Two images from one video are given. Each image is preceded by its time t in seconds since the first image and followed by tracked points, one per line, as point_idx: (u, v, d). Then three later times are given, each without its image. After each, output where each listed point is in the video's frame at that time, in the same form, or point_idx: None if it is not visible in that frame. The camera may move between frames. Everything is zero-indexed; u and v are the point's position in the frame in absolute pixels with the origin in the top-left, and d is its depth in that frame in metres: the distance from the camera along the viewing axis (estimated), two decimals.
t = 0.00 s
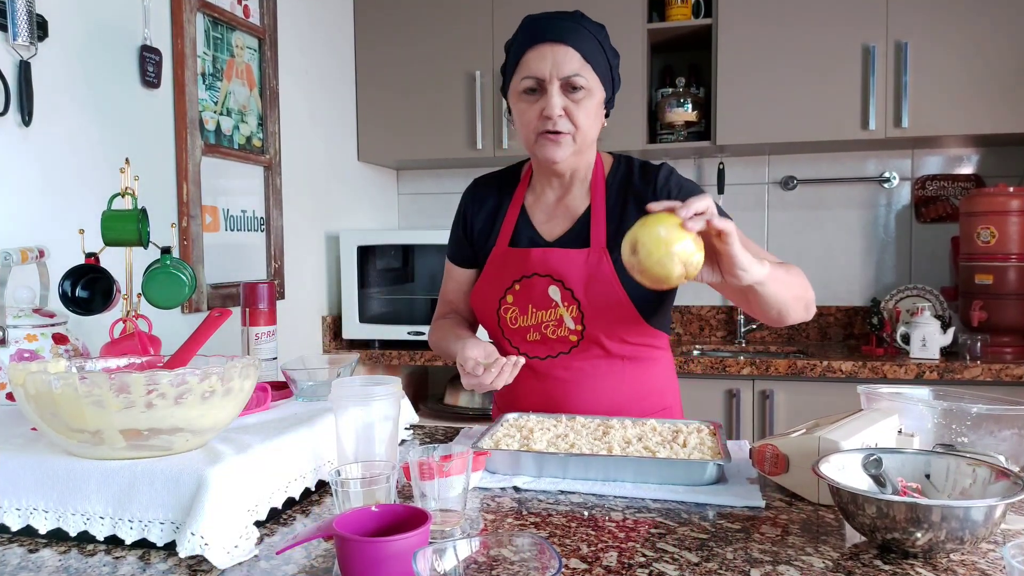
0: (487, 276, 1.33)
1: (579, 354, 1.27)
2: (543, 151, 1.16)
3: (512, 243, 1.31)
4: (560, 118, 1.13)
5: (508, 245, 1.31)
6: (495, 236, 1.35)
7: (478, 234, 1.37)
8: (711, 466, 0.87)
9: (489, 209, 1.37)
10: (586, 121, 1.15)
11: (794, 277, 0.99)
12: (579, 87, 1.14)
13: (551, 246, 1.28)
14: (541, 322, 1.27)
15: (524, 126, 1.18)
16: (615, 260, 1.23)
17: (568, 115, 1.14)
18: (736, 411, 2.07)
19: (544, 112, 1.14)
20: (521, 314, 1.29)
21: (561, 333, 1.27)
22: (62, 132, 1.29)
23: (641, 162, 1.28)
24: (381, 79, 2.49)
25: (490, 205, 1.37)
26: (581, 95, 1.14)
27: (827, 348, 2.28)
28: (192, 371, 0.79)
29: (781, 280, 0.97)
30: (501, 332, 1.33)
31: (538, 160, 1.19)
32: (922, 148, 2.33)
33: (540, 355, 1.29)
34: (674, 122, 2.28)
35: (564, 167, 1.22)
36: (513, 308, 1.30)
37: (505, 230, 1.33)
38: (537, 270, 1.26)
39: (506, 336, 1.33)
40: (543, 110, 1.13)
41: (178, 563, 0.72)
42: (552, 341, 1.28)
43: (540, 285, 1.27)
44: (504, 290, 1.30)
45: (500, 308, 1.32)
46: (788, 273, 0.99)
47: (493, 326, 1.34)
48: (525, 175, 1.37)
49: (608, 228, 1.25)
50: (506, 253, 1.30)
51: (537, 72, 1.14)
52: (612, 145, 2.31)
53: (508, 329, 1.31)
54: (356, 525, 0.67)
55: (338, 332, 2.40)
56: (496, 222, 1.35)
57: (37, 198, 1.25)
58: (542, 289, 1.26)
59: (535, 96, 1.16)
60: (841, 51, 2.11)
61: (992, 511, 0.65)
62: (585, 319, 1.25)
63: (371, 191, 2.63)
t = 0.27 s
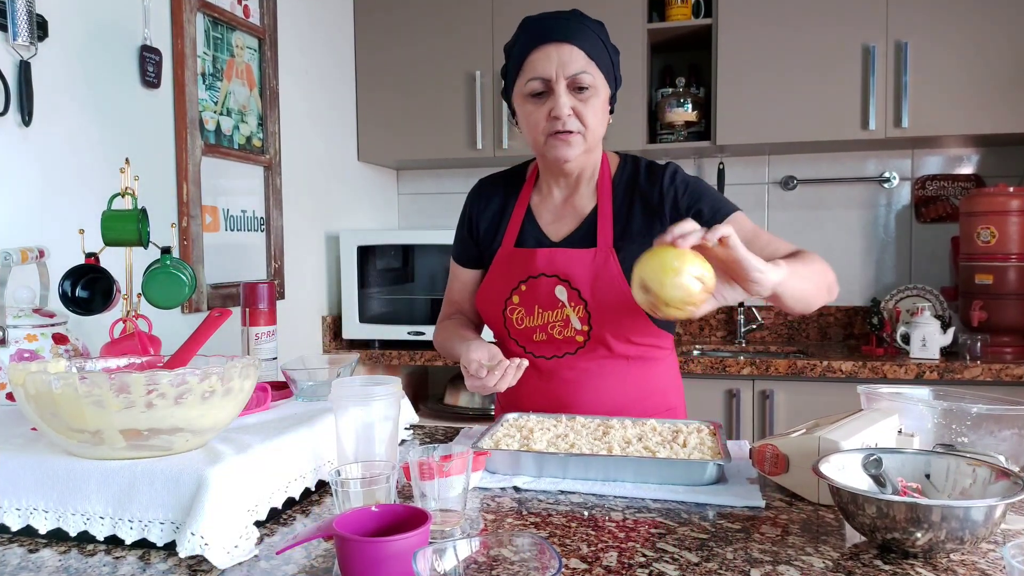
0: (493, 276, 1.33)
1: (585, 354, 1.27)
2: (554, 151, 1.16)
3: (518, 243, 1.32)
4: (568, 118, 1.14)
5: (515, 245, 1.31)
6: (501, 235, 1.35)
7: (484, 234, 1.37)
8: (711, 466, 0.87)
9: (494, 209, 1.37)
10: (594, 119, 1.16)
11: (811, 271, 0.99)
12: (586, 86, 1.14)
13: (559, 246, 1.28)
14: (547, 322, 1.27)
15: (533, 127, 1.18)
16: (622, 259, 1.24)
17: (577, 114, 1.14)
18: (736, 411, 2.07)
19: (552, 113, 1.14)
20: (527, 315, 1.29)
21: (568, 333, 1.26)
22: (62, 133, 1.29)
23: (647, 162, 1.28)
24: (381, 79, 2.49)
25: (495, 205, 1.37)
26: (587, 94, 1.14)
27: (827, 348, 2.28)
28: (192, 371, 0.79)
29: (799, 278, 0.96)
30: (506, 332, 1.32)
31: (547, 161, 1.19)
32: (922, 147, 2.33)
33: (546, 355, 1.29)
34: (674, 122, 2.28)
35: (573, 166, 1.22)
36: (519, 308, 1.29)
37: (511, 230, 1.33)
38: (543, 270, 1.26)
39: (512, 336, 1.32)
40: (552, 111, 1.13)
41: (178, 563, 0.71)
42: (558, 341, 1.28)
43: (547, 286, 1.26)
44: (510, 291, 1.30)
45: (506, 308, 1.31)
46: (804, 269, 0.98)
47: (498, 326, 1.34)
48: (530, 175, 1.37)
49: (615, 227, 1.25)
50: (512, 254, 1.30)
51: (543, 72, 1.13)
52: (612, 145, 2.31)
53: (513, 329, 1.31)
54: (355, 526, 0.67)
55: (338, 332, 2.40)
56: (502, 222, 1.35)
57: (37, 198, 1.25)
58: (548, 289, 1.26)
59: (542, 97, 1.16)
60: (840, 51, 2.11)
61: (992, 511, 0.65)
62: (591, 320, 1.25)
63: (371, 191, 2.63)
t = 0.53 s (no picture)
0: (498, 278, 1.33)
1: (590, 354, 1.27)
2: (554, 153, 1.17)
3: (522, 244, 1.32)
4: (567, 120, 1.14)
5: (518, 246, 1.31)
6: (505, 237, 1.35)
7: (488, 235, 1.37)
8: (711, 466, 0.87)
9: (498, 209, 1.37)
10: (594, 119, 1.15)
11: (836, 259, 0.97)
12: (584, 87, 1.14)
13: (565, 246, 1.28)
14: (552, 323, 1.27)
15: (532, 129, 1.18)
16: (627, 259, 1.23)
17: (575, 116, 1.14)
18: (736, 411, 2.07)
19: (550, 115, 1.14)
20: (533, 316, 1.29)
21: (573, 334, 1.26)
22: (62, 133, 1.29)
23: (652, 161, 1.27)
24: (381, 79, 2.49)
25: (499, 206, 1.37)
26: (586, 94, 1.14)
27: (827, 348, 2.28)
28: (192, 371, 0.79)
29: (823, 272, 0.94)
30: (512, 333, 1.32)
31: (547, 163, 1.20)
32: (922, 147, 2.33)
33: (551, 356, 1.29)
34: (674, 122, 2.28)
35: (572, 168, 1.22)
36: (525, 309, 1.29)
37: (515, 231, 1.33)
38: (548, 271, 1.26)
39: (517, 337, 1.32)
40: (550, 113, 1.13)
41: (178, 563, 0.71)
42: (563, 342, 1.28)
43: (552, 287, 1.26)
44: (515, 292, 1.30)
45: (511, 309, 1.31)
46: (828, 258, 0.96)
47: (504, 327, 1.34)
48: (535, 175, 1.37)
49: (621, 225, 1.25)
50: (516, 255, 1.30)
51: (541, 75, 1.13)
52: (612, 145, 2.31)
53: (519, 330, 1.31)
54: (356, 526, 0.67)
55: (338, 332, 2.40)
56: (505, 223, 1.36)
57: (37, 199, 1.24)
58: (553, 290, 1.26)
59: (540, 100, 1.16)
60: (840, 51, 2.11)
61: (991, 511, 0.65)
62: (597, 320, 1.25)
63: (371, 191, 2.63)
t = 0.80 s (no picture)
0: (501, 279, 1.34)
1: (591, 356, 1.27)
2: (547, 156, 1.18)
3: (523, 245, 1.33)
4: (558, 124, 1.14)
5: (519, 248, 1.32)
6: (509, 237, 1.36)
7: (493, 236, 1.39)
8: (711, 466, 0.87)
9: (503, 211, 1.38)
10: (588, 123, 1.15)
11: (797, 259, 0.89)
12: (576, 90, 1.13)
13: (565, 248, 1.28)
14: (553, 325, 1.27)
15: (526, 132, 1.20)
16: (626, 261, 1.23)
17: (567, 119, 1.14)
18: (736, 411, 2.07)
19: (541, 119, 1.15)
20: (534, 317, 1.29)
21: (573, 336, 1.27)
22: (62, 132, 1.29)
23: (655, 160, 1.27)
24: (382, 79, 2.49)
25: (503, 207, 1.38)
26: (580, 98, 1.14)
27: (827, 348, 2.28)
28: (192, 371, 0.79)
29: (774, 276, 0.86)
30: (513, 334, 1.33)
31: (542, 165, 1.21)
32: (922, 147, 2.33)
33: (552, 358, 1.29)
34: (673, 122, 2.28)
35: (569, 171, 1.22)
36: (526, 311, 1.30)
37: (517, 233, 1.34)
38: (548, 274, 1.27)
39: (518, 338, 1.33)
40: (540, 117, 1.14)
41: (178, 563, 0.71)
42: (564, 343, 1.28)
43: (552, 289, 1.27)
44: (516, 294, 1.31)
45: (512, 311, 1.32)
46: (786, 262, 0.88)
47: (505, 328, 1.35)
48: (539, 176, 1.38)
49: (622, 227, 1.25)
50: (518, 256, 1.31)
51: (533, 79, 1.14)
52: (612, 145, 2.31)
53: (520, 331, 1.32)
54: (356, 525, 0.67)
55: (338, 332, 2.40)
56: (509, 224, 1.37)
57: (37, 199, 1.24)
58: (553, 293, 1.27)
59: (533, 102, 1.17)
60: (840, 51, 2.11)
61: (991, 511, 0.65)
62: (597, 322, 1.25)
63: (371, 191, 2.63)
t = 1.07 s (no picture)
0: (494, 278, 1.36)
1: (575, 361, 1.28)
2: (527, 156, 1.20)
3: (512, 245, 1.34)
4: (536, 127, 1.16)
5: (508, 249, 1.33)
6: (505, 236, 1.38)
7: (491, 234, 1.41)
8: (711, 467, 0.87)
9: (501, 211, 1.40)
10: (566, 127, 1.16)
11: (625, 290, 0.85)
12: (556, 94, 1.13)
13: (547, 255, 1.28)
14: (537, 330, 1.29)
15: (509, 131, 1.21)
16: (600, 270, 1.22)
17: (546, 122, 1.15)
18: (736, 411, 2.07)
19: (520, 121, 1.16)
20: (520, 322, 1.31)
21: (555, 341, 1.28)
22: (62, 133, 1.29)
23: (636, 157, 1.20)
24: (381, 79, 2.49)
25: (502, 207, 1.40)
26: (561, 101, 1.14)
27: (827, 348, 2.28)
28: (192, 371, 0.79)
29: (585, 309, 0.82)
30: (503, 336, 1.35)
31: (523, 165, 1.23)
32: (922, 147, 2.33)
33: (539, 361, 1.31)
34: (673, 122, 2.28)
35: (548, 174, 1.24)
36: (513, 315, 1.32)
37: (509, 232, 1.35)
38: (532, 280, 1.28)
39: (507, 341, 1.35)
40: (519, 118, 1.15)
41: (178, 562, 0.71)
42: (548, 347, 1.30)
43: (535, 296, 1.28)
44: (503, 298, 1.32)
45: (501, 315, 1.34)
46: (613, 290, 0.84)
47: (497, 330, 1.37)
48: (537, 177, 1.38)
49: (595, 235, 1.21)
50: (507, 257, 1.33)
51: (516, 79, 1.14)
52: (612, 146, 2.31)
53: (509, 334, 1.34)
54: (355, 526, 0.67)
55: (338, 332, 2.40)
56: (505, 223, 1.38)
57: (36, 199, 1.24)
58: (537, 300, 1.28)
59: (516, 102, 1.17)
60: (840, 51, 2.11)
61: (991, 511, 0.65)
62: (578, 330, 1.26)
63: (371, 191, 2.63)
